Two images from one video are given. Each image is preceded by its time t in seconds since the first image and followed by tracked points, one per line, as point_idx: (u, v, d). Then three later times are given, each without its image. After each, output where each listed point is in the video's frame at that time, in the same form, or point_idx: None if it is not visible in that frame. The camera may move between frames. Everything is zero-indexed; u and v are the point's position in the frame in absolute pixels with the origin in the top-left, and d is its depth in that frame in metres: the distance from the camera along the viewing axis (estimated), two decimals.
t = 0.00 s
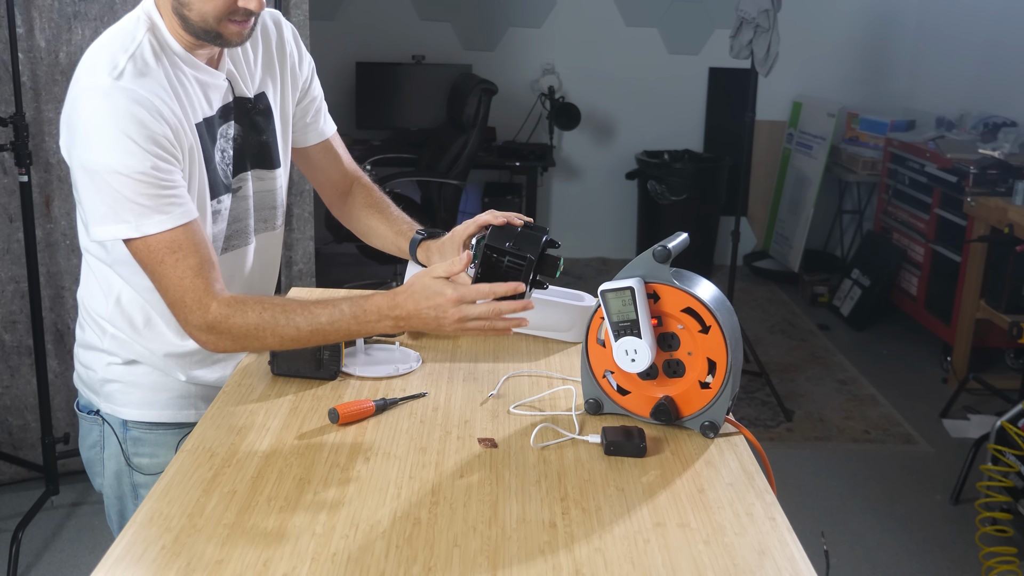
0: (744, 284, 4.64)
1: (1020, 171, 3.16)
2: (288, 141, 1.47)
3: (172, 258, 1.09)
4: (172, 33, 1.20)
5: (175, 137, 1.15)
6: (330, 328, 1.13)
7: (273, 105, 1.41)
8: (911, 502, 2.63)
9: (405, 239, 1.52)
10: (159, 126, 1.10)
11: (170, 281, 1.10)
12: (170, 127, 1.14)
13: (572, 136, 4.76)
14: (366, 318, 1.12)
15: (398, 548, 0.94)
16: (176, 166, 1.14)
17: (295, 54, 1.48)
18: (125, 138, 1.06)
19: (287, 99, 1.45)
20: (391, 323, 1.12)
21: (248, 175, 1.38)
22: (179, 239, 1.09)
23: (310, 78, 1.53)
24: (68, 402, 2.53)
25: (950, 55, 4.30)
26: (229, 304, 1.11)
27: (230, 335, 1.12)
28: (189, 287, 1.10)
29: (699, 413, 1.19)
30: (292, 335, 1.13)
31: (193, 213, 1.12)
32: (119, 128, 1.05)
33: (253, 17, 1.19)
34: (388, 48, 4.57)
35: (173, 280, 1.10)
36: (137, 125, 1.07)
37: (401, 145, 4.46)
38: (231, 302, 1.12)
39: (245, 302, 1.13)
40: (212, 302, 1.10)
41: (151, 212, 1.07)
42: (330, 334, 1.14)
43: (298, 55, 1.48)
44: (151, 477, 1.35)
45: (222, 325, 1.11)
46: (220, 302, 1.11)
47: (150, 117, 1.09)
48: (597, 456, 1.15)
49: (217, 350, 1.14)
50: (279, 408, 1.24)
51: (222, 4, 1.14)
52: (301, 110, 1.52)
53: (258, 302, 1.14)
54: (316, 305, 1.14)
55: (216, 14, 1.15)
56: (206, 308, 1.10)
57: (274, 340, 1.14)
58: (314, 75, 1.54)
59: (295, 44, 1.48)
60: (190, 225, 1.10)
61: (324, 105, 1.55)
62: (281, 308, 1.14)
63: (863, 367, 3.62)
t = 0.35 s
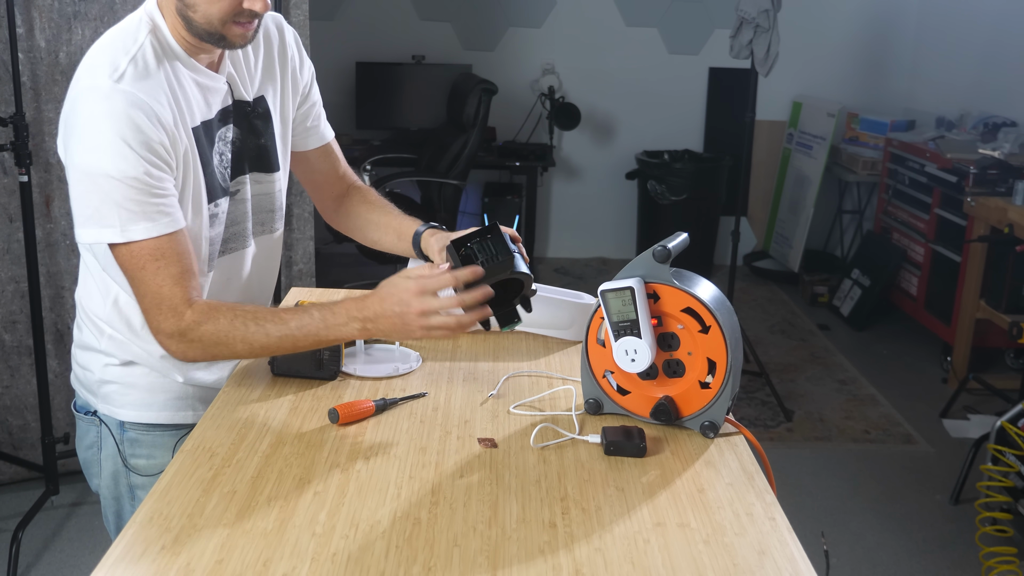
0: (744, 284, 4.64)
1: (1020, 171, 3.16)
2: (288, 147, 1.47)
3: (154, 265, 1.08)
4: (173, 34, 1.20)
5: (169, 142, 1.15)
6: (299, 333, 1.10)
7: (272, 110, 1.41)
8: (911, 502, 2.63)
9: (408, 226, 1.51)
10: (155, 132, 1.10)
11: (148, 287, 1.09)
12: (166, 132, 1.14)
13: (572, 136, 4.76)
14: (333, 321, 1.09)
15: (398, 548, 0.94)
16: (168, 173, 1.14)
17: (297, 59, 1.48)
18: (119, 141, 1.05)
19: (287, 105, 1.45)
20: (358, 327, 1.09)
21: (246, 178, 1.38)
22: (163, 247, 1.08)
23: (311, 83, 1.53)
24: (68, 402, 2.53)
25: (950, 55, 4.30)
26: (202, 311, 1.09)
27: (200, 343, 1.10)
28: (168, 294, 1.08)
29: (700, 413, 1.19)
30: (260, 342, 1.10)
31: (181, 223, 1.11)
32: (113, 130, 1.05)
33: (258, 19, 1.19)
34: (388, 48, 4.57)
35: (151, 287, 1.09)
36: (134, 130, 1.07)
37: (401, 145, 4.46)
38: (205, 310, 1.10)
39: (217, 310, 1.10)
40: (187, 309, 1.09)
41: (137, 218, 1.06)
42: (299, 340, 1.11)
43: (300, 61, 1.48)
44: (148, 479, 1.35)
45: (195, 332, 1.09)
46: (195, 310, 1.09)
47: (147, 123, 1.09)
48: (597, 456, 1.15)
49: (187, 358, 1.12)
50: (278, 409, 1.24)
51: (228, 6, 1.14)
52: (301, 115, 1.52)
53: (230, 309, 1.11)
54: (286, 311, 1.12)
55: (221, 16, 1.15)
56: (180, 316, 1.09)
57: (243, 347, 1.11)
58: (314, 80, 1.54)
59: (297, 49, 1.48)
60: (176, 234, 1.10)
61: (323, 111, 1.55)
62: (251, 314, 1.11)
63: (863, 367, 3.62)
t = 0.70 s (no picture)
0: (744, 284, 4.64)
1: (1020, 171, 3.16)
2: (287, 149, 1.47)
3: (147, 243, 1.06)
4: (173, 29, 1.20)
5: (165, 130, 1.14)
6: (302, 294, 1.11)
7: (272, 110, 1.41)
8: (911, 502, 2.63)
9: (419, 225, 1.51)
10: (149, 112, 1.10)
11: (141, 267, 1.06)
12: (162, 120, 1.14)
13: (572, 136, 4.77)
14: (341, 276, 1.11)
15: (398, 548, 0.94)
16: (163, 156, 1.13)
17: (301, 61, 1.48)
18: (116, 119, 1.05)
19: (288, 104, 1.45)
20: (365, 273, 1.11)
21: (243, 178, 1.38)
22: (154, 225, 1.06)
23: (314, 86, 1.53)
24: (67, 402, 2.53)
25: (950, 55, 4.30)
26: (200, 286, 1.07)
27: (200, 320, 1.07)
28: (162, 273, 1.06)
29: (700, 413, 1.19)
30: (264, 308, 1.10)
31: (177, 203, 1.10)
32: (110, 108, 1.05)
33: (259, 16, 1.19)
34: (388, 48, 4.57)
35: (145, 266, 1.06)
36: (127, 107, 1.07)
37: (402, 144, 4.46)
38: (201, 284, 1.07)
39: (218, 284, 1.09)
40: (185, 284, 1.06)
41: (132, 196, 1.05)
42: (306, 301, 1.11)
43: (303, 63, 1.49)
44: (146, 481, 1.35)
45: (195, 309, 1.07)
46: (193, 283, 1.07)
47: (141, 102, 1.09)
48: (597, 456, 1.15)
49: (187, 344, 1.09)
50: (278, 408, 1.24)
51: (230, 3, 1.14)
52: (304, 118, 1.52)
53: (234, 282, 1.12)
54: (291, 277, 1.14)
55: (223, 12, 1.15)
56: (179, 290, 1.06)
57: (248, 318, 1.09)
58: (318, 84, 1.54)
59: (301, 52, 1.49)
60: (171, 214, 1.08)
61: (328, 114, 1.55)
62: (256, 283, 1.13)
63: (863, 367, 3.62)
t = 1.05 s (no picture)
0: (744, 284, 4.64)
1: (1020, 171, 3.16)
2: (291, 146, 1.47)
3: (143, 246, 1.06)
4: (177, 26, 1.20)
5: (168, 129, 1.14)
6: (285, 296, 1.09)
7: (277, 107, 1.41)
8: (911, 502, 2.63)
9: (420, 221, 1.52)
10: (152, 112, 1.09)
11: (137, 270, 1.07)
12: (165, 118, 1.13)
13: (572, 136, 4.77)
14: (326, 280, 1.07)
15: (398, 548, 0.94)
16: (166, 157, 1.13)
17: (302, 59, 1.48)
18: (119, 118, 1.05)
19: (291, 102, 1.45)
20: (348, 281, 1.07)
21: (250, 176, 1.37)
22: (152, 227, 1.06)
23: (316, 85, 1.53)
24: (68, 402, 2.53)
25: (950, 55, 4.30)
26: (189, 290, 1.07)
27: (189, 322, 1.07)
28: (154, 275, 1.06)
29: (699, 413, 1.19)
30: (250, 313, 1.08)
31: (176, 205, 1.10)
32: (112, 109, 1.05)
33: (264, 15, 1.19)
34: (388, 48, 4.56)
35: (140, 268, 1.07)
36: (132, 107, 1.07)
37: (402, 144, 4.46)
38: (192, 287, 1.07)
39: (206, 286, 1.08)
40: (174, 289, 1.06)
41: (132, 197, 1.05)
42: (291, 306, 1.08)
43: (305, 61, 1.48)
44: (147, 481, 1.35)
45: (183, 314, 1.06)
46: (183, 288, 1.07)
47: (146, 102, 1.09)
48: (597, 456, 1.15)
49: (178, 345, 1.09)
50: (279, 409, 1.24)
51: (235, 2, 1.14)
52: (306, 116, 1.52)
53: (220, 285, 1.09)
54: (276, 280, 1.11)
55: (228, 11, 1.14)
56: (168, 294, 1.06)
57: (234, 321, 1.08)
58: (320, 82, 1.54)
59: (302, 50, 1.48)
60: (170, 216, 1.08)
61: (330, 112, 1.55)
62: (241, 287, 1.10)
63: (863, 367, 3.62)
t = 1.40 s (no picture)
0: (744, 284, 4.63)
1: (1020, 171, 3.16)
2: (289, 150, 1.47)
3: (142, 253, 1.07)
4: (173, 28, 1.20)
5: (162, 131, 1.14)
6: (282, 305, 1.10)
7: (275, 110, 1.41)
8: (911, 502, 2.63)
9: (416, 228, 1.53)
10: (147, 120, 1.09)
11: (136, 277, 1.08)
12: (159, 121, 1.13)
13: (572, 136, 4.76)
14: (322, 290, 1.09)
15: (398, 548, 0.94)
16: (160, 162, 1.13)
17: (302, 63, 1.48)
18: (112, 126, 1.05)
19: (290, 106, 1.45)
20: (344, 293, 1.08)
21: (248, 177, 1.37)
22: (151, 235, 1.07)
23: (314, 89, 1.53)
24: (67, 402, 2.53)
25: (950, 55, 4.30)
26: (190, 297, 1.08)
27: (189, 329, 1.09)
28: (154, 283, 1.07)
29: (699, 413, 1.19)
30: (248, 321, 1.10)
31: (173, 211, 1.10)
32: (108, 118, 1.05)
33: (259, 16, 1.19)
34: (388, 48, 4.57)
35: (139, 275, 1.08)
36: (125, 115, 1.07)
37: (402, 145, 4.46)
38: (192, 295, 1.08)
39: (206, 293, 1.09)
40: (174, 297, 1.07)
41: (128, 204, 1.06)
42: (288, 315, 1.10)
43: (305, 65, 1.48)
44: (145, 481, 1.35)
45: (183, 322, 1.08)
46: (182, 297, 1.08)
47: (139, 109, 1.09)
48: (597, 456, 1.15)
49: (178, 348, 1.11)
50: (279, 409, 1.24)
51: (228, 2, 1.14)
52: (303, 121, 1.52)
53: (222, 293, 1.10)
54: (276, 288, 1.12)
55: (220, 11, 1.15)
56: (168, 302, 1.07)
57: (234, 329, 1.10)
58: (318, 87, 1.55)
59: (302, 54, 1.49)
60: (167, 223, 1.09)
61: (326, 117, 1.55)
62: (240, 294, 1.11)
63: (863, 367, 3.62)
